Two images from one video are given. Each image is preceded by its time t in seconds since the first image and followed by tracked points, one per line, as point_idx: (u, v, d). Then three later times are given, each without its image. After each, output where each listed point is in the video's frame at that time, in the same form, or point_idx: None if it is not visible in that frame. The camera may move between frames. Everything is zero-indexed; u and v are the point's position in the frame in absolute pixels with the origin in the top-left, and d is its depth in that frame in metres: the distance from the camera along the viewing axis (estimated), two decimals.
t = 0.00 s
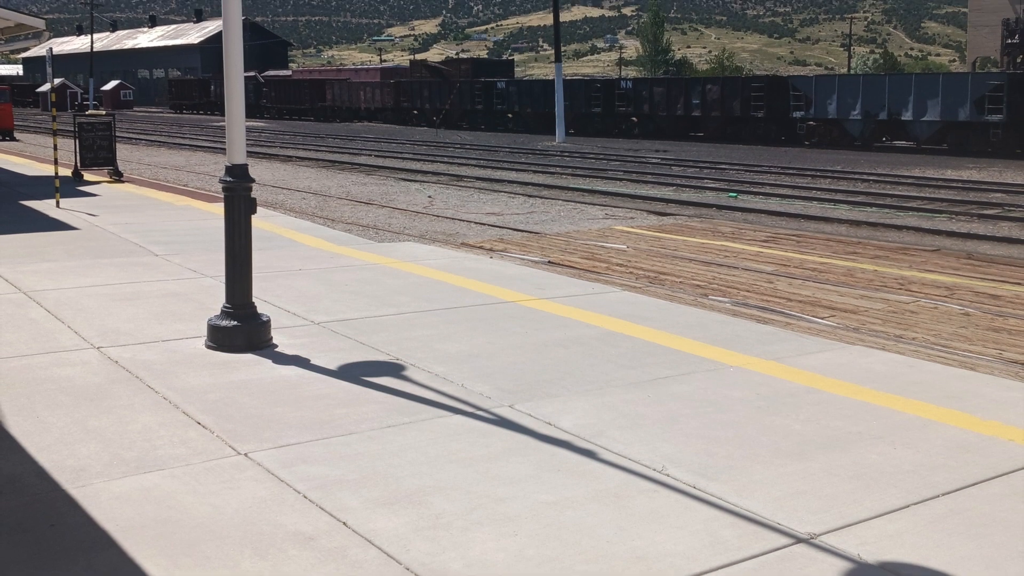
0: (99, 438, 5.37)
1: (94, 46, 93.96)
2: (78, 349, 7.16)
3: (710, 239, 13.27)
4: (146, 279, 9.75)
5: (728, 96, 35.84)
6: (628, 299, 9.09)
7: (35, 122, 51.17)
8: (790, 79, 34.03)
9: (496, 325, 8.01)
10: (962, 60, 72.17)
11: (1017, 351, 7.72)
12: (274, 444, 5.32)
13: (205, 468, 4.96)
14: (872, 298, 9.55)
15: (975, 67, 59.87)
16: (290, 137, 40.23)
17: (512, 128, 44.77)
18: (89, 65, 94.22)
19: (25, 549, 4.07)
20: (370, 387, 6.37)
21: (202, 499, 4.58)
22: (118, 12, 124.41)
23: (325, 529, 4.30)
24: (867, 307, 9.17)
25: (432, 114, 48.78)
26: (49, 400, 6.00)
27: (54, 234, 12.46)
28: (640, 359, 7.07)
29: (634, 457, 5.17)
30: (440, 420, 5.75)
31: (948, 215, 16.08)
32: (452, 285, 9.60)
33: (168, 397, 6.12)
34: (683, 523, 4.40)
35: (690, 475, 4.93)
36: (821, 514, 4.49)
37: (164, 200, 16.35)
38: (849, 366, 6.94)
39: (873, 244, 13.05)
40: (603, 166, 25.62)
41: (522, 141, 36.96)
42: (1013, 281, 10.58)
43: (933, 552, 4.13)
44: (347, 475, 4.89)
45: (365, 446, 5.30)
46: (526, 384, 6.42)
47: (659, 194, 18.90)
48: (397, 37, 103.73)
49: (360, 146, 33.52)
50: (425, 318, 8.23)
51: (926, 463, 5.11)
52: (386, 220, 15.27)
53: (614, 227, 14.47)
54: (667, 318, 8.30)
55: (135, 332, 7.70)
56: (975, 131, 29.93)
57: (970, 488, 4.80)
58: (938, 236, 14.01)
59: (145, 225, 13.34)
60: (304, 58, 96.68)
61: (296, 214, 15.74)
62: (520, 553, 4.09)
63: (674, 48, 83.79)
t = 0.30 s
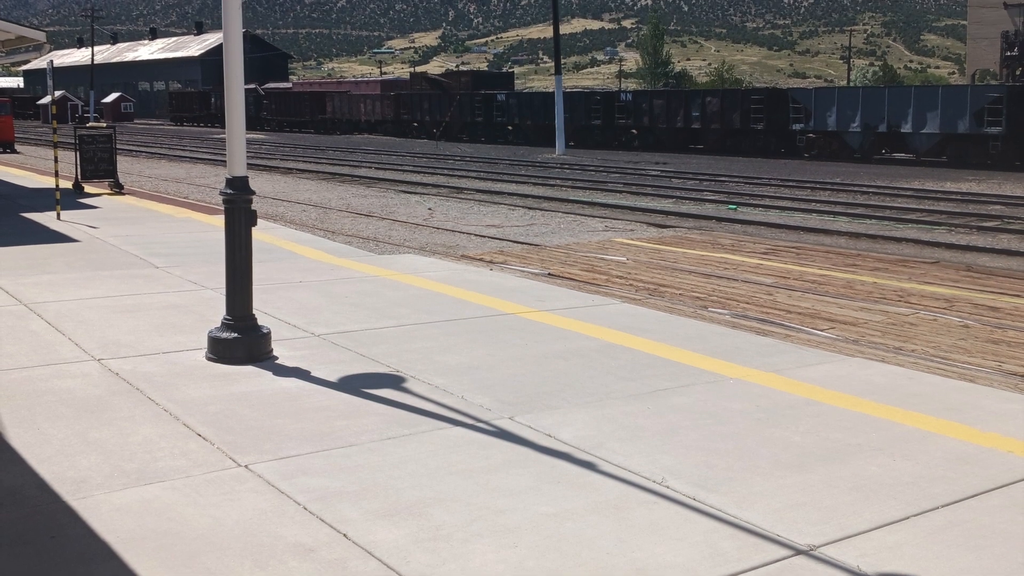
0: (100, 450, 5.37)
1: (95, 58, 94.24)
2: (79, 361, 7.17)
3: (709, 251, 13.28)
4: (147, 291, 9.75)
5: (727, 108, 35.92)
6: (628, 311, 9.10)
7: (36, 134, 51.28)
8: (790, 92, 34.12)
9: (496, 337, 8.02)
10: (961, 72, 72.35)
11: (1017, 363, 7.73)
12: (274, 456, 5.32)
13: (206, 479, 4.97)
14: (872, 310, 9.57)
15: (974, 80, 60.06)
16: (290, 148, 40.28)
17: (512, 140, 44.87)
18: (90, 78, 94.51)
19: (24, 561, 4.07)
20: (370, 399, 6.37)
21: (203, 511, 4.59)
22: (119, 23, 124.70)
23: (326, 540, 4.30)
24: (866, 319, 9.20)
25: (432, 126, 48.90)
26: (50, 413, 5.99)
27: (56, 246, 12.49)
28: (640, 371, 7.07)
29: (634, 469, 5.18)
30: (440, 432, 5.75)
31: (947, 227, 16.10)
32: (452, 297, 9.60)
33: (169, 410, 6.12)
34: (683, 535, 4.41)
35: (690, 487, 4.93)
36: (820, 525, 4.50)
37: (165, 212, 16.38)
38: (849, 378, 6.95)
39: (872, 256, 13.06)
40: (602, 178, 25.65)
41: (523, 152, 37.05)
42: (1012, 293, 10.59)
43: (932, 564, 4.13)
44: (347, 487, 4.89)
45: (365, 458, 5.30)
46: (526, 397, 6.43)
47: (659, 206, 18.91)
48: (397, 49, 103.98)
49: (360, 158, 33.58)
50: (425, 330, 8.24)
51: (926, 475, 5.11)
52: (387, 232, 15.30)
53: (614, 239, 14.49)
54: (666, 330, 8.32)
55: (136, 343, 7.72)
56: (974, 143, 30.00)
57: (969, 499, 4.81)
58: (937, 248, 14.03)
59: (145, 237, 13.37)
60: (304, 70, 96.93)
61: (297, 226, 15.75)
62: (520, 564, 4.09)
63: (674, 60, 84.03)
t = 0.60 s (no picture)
0: (101, 461, 5.38)
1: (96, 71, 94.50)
2: (79, 373, 7.18)
3: (709, 263, 13.30)
4: (147, 303, 9.77)
5: (727, 120, 36.00)
6: (628, 323, 9.11)
7: (37, 147, 51.39)
8: (790, 104, 34.20)
9: (496, 349, 8.04)
10: (960, 84, 72.38)
11: (1016, 375, 7.73)
12: (275, 467, 5.33)
13: (206, 491, 4.98)
14: (871, 322, 9.57)
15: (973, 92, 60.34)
16: (291, 161, 40.36)
17: (512, 152, 44.95)
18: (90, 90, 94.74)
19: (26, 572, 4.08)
20: (370, 411, 6.38)
21: (203, 523, 4.60)
22: (120, 35, 125.13)
23: (326, 552, 4.31)
24: (866, 331, 9.21)
25: (432, 138, 49.00)
26: (51, 425, 6.00)
27: (56, 258, 12.51)
28: (640, 383, 7.08)
29: (634, 480, 5.18)
30: (440, 443, 5.76)
31: (947, 239, 16.11)
32: (453, 309, 9.61)
33: (169, 421, 6.13)
34: (682, 546, 4.42)
35: (690, 499, 4.94)
36: (820, 537, 4.50)
37: (165, 224, 16.41)
38: (848, 390, 6.96)
39: (872, 269, 13.06)
40: (602, 190, 25.67)
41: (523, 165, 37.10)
42: (1011, 305, 10.59)
43: None
44: (347, 499, 4.90)
45: (365, 470, 5.31)
46: (526, 408, 6.45)
47: (659, 218, 18.91)
48: (397, 62, 104.27)
49: (360, 170, 33.61)
50: (425, 342, 8.25)
51: (925, 486, 5.12)
52: (387, 244, 15.33)
53: (613, 252, 14.50)
54: (666, 342, 8.33)
55: (137, 355, 7.73)
56: (974, 155, 30.06)
57: (968, 511, 4.81)
58: (936, 260, 14.04)
59: (146, 250, 13.39)
60: (304, 83, 97.14)
61: (297, 238, 15.77)
62: None
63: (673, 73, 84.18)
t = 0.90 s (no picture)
0: (102, 473, 5.39)
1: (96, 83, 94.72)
2: (80, 385, 7.19)
3: (708, 275, 13.34)
4: (148, 315, 9.80)
5: (726, 132, 36.06)
6: (628, 335, 9.13)
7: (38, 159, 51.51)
8: (790, 116, 34.27)
9: (496, 360, 8.06)
10: (959, 97, 72.41)
11: (1016, 388, 7.73)
12: (275, 479, 5.35)
13: (207, 503, 4.98)
14: (871, 334, 9.59)
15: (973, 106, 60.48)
16: (290, 172, 40.46)
17: (512, 164, 45.01)
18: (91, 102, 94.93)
19: None
20: (370, 422, 6.39)
21: (204, 534, 4.60)
22: (120, 48, 125.39)
23: (326, 564, 4.31)
24: (864, 343, 9.22)
25: (432, 150, 49.12)
26: (51, 436, 6.01)
27: (58, 270, 12.52)
28: (640, 395, 7.09)
29: (634, 492, 5.19)
30: (440, 455, 5.78)
31: (945, 252, 16.14)
32: (452, 321, 9.62)
33: (170, 433, 6.15)
34: (682, 558, 4.42)
35: (690, 511, 4.95)
36: (819, 548, 4.51)
37: (166, 237, 16.42)
38: (849, 402, 6.97)
39: (870, 280, 13.09)
40: (601, 202, 25.70)
41: (522, 177, 37.15)
42: (1009, 318, 10.61)
43: None
44: (348, 510, 4.91)
45: (366, 481, 5.32)
46: (525, 420, 6.47)
47: (658, 230, 18.94)
48: (397, 74, 104.37)
49: (360, 182, 33.68)
50: (425, 354, 8.27)
51: (925, 498, 5.12)
52: (387, 256, 15.36)
53: (613, 264, 14.54)
54: (665, 355, 8.35)
55: (137, 368, 7.74)
56: (973, 168, 30.13)
57: (967, 523, 4.83)
58: (935, 273, 14.07)
59: (146, 262, 13.41)
60: (304, 96, 97.33)
61: (297, 250, 15.80)
62: None
63: (673, 86, 84.33)
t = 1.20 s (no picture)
0: (102, 485, 5.39)
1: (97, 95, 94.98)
2: (81, 397, 7.20)
3: (708, 287, 13.36)
4: (148, 327, 9.82)
5: (726, 144, 36.13)
6: (628, 346, 9.15)
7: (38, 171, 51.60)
8: (789, 128, 34.33)
9: (496, 372, 8.07)
10: (958, 109, 72.47)
11: (1014, 399, 7.75)
12: (275, 490, 5.35)
13: (207, 515, 4.99)
14: (871, 346, 9.61)
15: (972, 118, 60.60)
16: (290, 185, 40.51)
17: (512, 176, 45.07)
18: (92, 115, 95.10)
19: None
20: (370, 434, 6.40)
21: (204, 546, 4.61)
22: (121, 60, 125.61)
23: None
24: (865, 355, 9.24)
25: (432, 163, 49.20)
26: (52, 448, 6.02)
27: (59, 283, 12.54)
28: (640, 407, 7.10)
29: (633, 504, 5.20)
30: (440, 467, 5.79)
31: (945, 264, 16.17)
32: (453, 333, 9.63)
33: (171, 445, 6.15)
34: (682, 569, 4.43)
35: (690, 522, 4.96)
36: (818, 560, 4.51)
37: (166, 249, 16.45)
38: (848, 414, 6.98)
39: (870, 293, 13.12)
40: (601, 215, 25.71)
41: (523, 189, 37.21)
42: (1009, 329, 10.63)
43: None
44: (347, 522, 4.92)
45: (366, 493, 5.33)
46: (525, 432, 6.47)
47: (659, 242, 18.98)
48: (397, 86, 104.55)
49: (361, 195, 33.72)
50: (425, 366, 8.28)
51: (924, 510, 5.13)
52: (388, 268, 15.37)
53: (613, 275, 14.57)
54: (666, 366, 8.36)
55: (138, 379, 7.75)
56: (972, 180, 30.18)
57: (967, 535, 4.83)
58: (935, 284, 14.09)
59: (147, 274, 13.44)
60: (304, 108, 97.48)
61: (297, 262, 15.83)
62: None
63: (673, 98, 84.46)
